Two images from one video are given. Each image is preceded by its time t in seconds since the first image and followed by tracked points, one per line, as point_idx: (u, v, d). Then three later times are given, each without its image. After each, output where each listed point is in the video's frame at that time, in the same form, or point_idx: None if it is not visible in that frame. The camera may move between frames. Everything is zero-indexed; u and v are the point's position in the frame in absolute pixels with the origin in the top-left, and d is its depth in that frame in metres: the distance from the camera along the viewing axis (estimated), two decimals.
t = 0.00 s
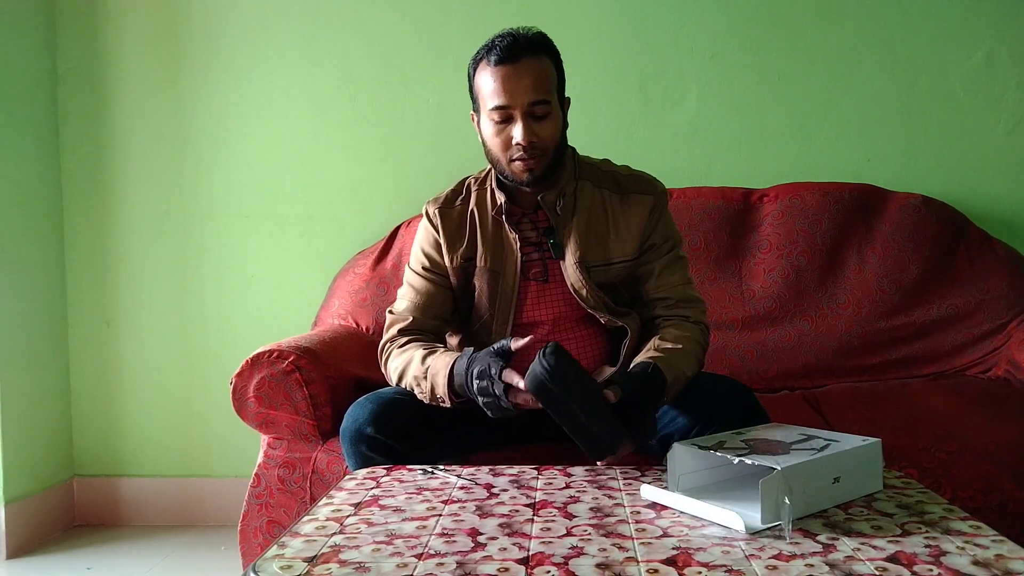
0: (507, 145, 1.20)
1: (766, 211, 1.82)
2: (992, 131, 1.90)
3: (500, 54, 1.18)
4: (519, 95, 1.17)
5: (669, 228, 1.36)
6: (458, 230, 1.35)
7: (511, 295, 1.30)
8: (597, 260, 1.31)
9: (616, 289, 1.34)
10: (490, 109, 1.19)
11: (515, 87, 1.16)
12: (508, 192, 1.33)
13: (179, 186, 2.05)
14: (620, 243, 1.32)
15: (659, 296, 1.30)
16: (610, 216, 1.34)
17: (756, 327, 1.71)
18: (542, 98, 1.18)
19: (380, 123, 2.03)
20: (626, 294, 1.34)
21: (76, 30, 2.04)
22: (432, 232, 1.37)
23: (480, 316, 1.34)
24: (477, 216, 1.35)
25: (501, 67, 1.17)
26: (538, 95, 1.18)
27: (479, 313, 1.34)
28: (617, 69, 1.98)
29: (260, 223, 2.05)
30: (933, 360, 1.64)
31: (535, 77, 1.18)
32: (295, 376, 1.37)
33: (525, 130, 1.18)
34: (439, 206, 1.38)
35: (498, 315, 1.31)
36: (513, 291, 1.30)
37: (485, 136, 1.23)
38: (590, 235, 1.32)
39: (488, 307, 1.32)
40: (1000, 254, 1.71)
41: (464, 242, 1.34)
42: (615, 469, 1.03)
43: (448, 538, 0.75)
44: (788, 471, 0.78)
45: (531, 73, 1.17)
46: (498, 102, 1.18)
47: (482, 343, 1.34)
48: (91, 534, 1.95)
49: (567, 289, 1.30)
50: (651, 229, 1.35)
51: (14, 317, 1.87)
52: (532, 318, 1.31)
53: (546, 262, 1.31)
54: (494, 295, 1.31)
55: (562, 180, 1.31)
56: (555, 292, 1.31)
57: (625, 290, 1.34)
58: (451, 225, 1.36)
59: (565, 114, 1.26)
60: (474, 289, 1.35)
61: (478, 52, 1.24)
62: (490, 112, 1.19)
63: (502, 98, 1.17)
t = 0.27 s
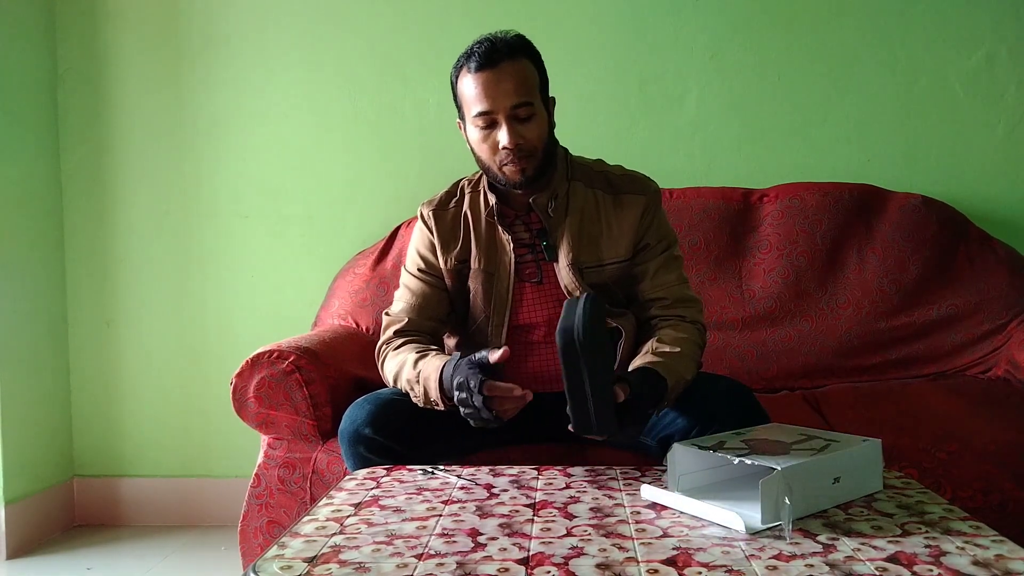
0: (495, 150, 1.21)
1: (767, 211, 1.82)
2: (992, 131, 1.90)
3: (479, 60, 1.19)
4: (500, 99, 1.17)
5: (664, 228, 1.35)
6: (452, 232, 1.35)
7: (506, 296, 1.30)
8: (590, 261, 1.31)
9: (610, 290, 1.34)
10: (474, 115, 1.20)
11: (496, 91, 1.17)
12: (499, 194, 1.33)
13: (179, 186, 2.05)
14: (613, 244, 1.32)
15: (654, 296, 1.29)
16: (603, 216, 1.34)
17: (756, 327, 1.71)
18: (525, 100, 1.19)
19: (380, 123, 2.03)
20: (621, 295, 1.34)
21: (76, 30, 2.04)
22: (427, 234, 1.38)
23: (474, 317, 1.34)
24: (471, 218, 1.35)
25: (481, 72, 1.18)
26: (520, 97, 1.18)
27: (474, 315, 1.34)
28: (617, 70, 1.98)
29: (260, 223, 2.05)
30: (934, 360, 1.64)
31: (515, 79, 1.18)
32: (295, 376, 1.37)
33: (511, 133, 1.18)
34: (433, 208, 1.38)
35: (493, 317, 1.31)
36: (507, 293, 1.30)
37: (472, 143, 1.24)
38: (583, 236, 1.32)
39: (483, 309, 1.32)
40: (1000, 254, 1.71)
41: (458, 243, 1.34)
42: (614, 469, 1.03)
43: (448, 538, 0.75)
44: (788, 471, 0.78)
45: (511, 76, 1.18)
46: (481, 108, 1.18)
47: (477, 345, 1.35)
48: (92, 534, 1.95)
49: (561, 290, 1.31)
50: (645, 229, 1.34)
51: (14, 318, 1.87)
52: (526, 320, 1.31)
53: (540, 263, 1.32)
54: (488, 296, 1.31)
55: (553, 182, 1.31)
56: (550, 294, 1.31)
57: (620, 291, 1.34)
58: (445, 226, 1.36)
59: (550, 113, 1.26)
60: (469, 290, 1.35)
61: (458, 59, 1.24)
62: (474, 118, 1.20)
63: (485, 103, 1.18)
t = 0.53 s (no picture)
0: (493, 150, 1.21)
1: (767, 212, 1.82)
2: (993, 131, 1.90)
3: (472, 61, 1.20)
4: (496, 99, 1.18)
5: (660, 228, 1.35)
6: (449, 233, 1.36)
7: (502, 297, 1.31)
8: (586, 261, 1.31)
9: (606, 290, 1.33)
10: (470, 117, 1.21)
11: (492, 91, 1.18)
12: (494, 195, 1.33)
13: (179, 186, 2.05)
14: (609, 244, 1.32)
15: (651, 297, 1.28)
16: (599, 217, 1.34)
17: (756, 328, 1.71)
18: (520, 99, 1.20)
19: (380, 124, 2.03)
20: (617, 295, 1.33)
21: (77, 30, 2.04)
22: (424, 235, 1.38)
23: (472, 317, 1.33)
24: (466, 220, 1.35)
25: (476, 74, 1.19)
26: (515, 96, 1.19)
27: (471, 316, 1.34)
28: (617, 70, 1.98)
29: (261, 223, 2.05)
30: (933, 360, 1.64)
31: (510, 79, 1.19)
32: (295, 376, 1.37)
33: (508, 133, 1.19)
34: (430, 209, 1.38)
35: (490, 318, 1.31)
36: (504, 294, 1.31)
37: (469, 145, 1.24)
38: (579, 237, 1.32)
39: (480, 310, 1.32)
40: (1000, 255, 1.71)
41: (455, 244, 1.34)
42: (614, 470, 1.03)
43: (448, 538, 0.75)
44: (788, 470, 0.78)
45: (505, 76, 1.19)
46: (478, 109, 1.19)
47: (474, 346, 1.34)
48: (92, 535, 1.95)
49: (558, 291, 1.31)
50: (641, 230, 1.34)
51: (14, 318, 1.87)
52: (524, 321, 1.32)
53: (536, 264, 1.32)
54: (485, 297, 1.31)
55: (548, 183, 1.30)
56: (547, 295, 1.31)
57: (616, 291, 1.33)
58: (442, 228, 1.36)
59: (544, 113, 1.27)
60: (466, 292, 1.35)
61: (450, 63, 1.25)
62: (471, 120, 1.21)
63: (481, 105, 1.19)
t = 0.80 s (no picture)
0: (494, 148, 1.22)
1: (767, 212, 1.82)
2: (993, 131, 1.90)
3: (477, 59, 1.21)
4: (499, 96, 1.19)
5: (660, 228, 1.35)
6: (449, 233, 1.36)
7: (503, 298, 1.31)
8: (587, 262, 1.31)
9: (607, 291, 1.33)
10: (473, 114, 1.21)
11: (495, 89, 1.19)
12: (495, 195, 1.33)
13: (179, 186, 2.05)
14: (610, 244, 1.32)
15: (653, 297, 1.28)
16: (600, 217, 1.34)
17: (756, 328, 1.71)
18: (523, 98, 1.21)
19: (380, 124, 2.03)
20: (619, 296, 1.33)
21: (77, 30, 2.04)
22: (424, 235, 1.38)
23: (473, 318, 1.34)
24: (467, 220, 1.35)
25: (480, 71, 1.20)
26: (518, 95, 1.20)
27: (472, 316, 1.34)
28: (617, 70, 1.98)
29: (261, 223, 2.05)
30: (934, 360, 1.64)
31: (514, 77, 1.20)
32: (295, 376, 1.37)
33: (510, 132, 1.20)
34: (430, 209, 1.38)
35: (491, 319, 1.31)
36: (504, 295, 1.31)
37: (471, 142, 1.25)
38: (580, 238, 1.32)
39: (481, 310, 1.32)
40: (1000, 255, 1.71)
41: (456, 244, 1.35)
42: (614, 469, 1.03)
43: (448, 538, 0.75)
44: (788, 470, 0.78)
45: (509, 74, 1.20)
46: (481, 106, 1.20)
47: (475, 347, 1.34)
48: (91, 535, 1.95)
49: (558, 292, 1.31)
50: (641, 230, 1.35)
51: (14, 318, 1.87)
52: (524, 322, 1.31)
53: (537, 264, 1.32)
54: (485, 298, 1.31)
55: (549, 183, 1.31)
56: (547, 296, 1.31)
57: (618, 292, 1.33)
58: (442, 228, 1.36)
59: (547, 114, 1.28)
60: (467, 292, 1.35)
61: (454, 60, 1.26)
62: (473, 117, 1.22)
63: (484, 102, 1.20)
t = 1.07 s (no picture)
0: (496, 142, 1.22)
1: (767, 211, 1.82)
2: (993, 131, 1.90)
3: (483, 54, 1.21)
4: (503, 92, 1.19)
5: (662, 228, 1.35)
6: (450, 232, 1.35)
7: (504, 297, 1.30)
8: (589, 262, 1.31)
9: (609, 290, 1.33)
10: (476, 108, 1.21)
11: (499, 84, 1.19)
12: (496, 194, 1.33)
13: (179, 186, 2.05)
14: (612, 244, 1.32)
15: (654, 298, 1.29)
16: (602, 217, 1.34)
17: (756, 327, 1.71)
18: (527, 94, 1.21)
19: (380, 123, 2.03)
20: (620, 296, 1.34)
21: (77, 30, 2.04)
22: (425, 235, 1.38)
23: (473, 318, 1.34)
24: (469, 219, 1.34)
25: (485, 66, 1.20)
26: (523, 92, 1.20)
27: (473, 316, 1.34)
28: (617, 70, 1.98)
29: (261, 223, 2.05)
30: (933, 360, 1.64)
31: (519, 73, 1.20)
32: (295, 376, 1.37)
33: (512, 127, 1.20)
34: (432, 208, 1.37)
35: (492, 319, 1.31)
36: (506, 294, 1.30)
37: (473, 137, 1.25)
38: (581, 238, 1.32)
39: (482, 310, 1.32)
40: (1000, 255, 1.71)
41: (457, 244, 1.34)
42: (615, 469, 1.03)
43: (448, 537, 0.75)
44: (788, 470, 0.78)
45: (514, 70, 1.20)
46: (484, 100, 1.20)
47: (475, 346, 1.35)
48: (91, 534, 1.95)
49: (560, 292, 1.31)
50: (643, 231, 1.34)
51: (14, 317, 1.87)
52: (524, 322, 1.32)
53: (538, 264, 1.32)
54: (486, 298, 1.31)
55: (550, 183, 1.31)
56: (549, 295, 1.31)
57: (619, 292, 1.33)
58: (443, 227, 1.36)
59: (551, 113, 1.28)
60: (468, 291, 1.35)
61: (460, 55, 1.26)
62: (476, 110, 1.21)
63: (487, 96, 1.20)
